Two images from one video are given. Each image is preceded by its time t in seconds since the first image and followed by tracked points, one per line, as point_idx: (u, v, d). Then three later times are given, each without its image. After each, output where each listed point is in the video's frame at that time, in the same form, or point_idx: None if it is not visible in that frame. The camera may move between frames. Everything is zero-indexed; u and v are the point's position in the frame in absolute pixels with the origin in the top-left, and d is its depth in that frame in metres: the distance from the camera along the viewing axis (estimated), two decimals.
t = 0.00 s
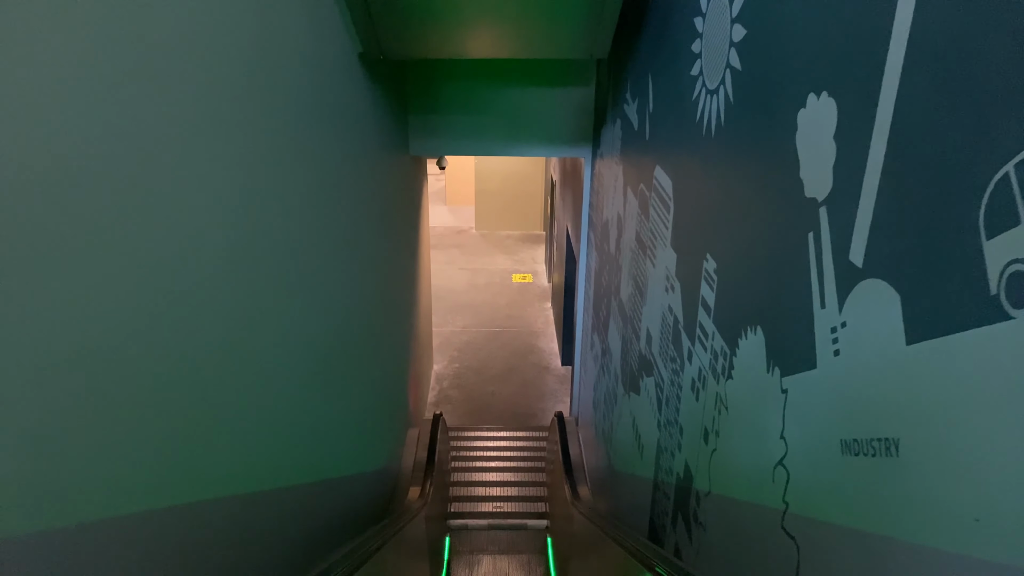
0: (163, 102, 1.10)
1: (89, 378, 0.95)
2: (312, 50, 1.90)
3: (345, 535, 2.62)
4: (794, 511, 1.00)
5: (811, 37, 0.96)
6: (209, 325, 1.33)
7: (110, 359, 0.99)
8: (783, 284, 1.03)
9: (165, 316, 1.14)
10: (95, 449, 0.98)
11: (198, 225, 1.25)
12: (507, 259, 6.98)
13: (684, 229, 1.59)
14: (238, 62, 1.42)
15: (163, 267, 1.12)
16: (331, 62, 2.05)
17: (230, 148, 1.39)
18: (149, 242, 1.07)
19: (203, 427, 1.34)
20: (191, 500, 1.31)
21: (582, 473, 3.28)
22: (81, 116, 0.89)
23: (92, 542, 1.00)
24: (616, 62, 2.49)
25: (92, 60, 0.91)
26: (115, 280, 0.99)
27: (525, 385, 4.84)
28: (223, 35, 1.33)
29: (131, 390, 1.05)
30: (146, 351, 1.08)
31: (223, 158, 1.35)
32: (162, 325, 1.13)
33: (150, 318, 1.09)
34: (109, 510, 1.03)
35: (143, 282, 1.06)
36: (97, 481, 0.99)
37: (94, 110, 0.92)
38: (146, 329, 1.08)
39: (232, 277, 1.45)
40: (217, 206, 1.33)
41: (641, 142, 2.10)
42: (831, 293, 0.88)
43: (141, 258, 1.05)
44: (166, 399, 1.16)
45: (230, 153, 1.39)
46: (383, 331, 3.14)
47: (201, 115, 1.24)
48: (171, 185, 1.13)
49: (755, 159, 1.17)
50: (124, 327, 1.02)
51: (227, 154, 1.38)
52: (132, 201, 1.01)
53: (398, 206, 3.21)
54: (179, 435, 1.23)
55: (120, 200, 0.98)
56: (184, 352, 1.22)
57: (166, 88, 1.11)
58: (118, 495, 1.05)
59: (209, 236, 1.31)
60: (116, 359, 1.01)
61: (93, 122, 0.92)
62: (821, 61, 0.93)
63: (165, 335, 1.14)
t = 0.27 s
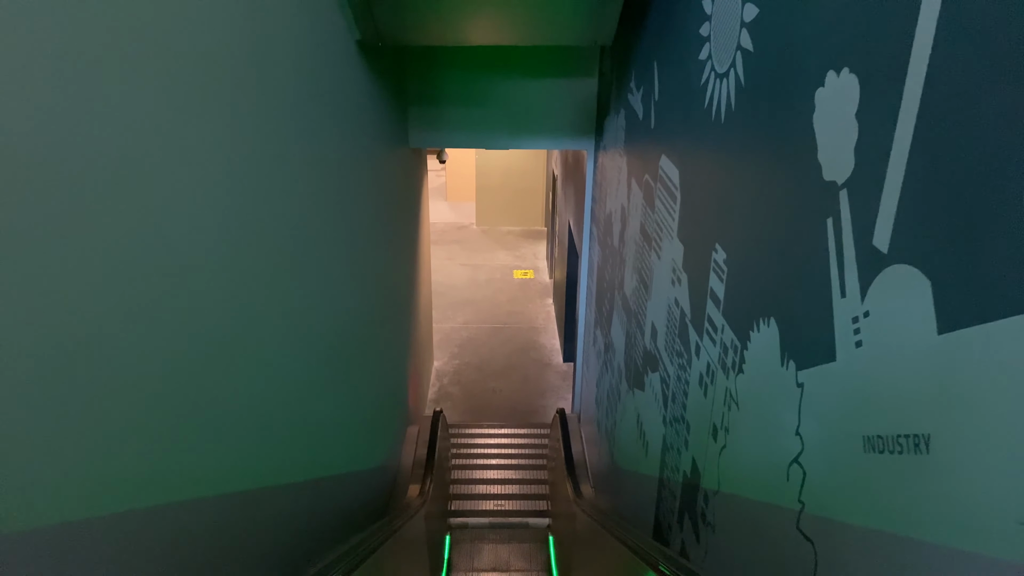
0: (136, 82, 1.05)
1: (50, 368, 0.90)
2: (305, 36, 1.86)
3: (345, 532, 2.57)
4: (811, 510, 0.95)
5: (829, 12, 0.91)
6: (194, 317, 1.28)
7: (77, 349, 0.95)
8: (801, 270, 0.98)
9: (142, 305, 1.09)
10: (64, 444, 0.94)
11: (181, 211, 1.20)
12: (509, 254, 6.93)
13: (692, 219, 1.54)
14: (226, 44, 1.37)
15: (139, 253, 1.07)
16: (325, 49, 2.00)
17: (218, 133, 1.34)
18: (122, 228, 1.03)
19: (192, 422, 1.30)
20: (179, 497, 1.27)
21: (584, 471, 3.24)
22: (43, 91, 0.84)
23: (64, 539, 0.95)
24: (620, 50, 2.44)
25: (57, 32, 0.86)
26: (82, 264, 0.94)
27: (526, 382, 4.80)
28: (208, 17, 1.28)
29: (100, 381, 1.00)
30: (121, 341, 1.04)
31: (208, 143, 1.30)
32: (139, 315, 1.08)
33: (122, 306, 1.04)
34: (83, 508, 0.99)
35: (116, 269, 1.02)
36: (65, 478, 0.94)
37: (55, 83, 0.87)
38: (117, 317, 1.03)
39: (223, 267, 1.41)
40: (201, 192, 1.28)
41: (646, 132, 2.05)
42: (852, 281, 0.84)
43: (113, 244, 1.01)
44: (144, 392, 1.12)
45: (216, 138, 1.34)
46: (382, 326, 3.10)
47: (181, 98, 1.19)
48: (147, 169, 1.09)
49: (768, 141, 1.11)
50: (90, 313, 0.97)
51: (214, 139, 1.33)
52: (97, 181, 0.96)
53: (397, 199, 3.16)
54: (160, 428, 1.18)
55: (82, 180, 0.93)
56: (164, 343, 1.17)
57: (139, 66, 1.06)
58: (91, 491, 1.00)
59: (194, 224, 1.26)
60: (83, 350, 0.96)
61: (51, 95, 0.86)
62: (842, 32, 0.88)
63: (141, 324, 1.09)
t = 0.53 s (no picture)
0: (134, 68, 1.01)
1: (43, 366, 0.85)
2: (302, 24, 1.81)
3: (344, 533, 2.53)
4: (830, 514, 0.90)
5: None
6: (194, 312, 1.24)
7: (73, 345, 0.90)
8: (819, 261, 0.93)
9: (138, 301, 1.05)
10: (59, 446, 0.89)
11: (178, 203, 1.16)
12: (509, 252, 6.89)
13: (700, 211, 1.50)
14: (224, 32, 1.32)
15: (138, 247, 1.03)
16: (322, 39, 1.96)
17: (216, 123, 1.30)
18: (119, 220, 0.98)
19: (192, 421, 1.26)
20: (179, 499, 1.22)
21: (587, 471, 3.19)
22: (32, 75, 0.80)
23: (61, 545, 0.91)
24: (624, 40, 2.39)
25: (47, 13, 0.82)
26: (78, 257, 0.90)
27: (527, 381, 4.75)
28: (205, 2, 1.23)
29: (97, 380, 0.96)
30: (116, 338, 0.99)
31: (206, 134, 1.26)
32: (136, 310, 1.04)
33: (120, 302, 1.00)
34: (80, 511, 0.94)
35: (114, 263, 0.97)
36: (61, 481, 0.90)
37: (46, 67, 0.82)
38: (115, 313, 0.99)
39: (223, 262, 1.37)
40: (200, 184, 1.24)
41: (651, 124, 2.00)
42: (875, 271, 0.79)
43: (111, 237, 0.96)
44: (143, 391, 1.08)
45: (215, 129, 1.29)
46: (381, 322, 3.05)
47: (178, 86, 1.14)
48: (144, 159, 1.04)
49: (781, 129, 1.07)
50: (86, 309, 0.92)
51: (212, 129, 1.28)
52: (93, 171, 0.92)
53: (397, 195, 3.12)
54: (160, 428, 1.14)
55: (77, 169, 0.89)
56: (163, 341, 1.13)
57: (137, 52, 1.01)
58: (89, 495, 0.96)
59: (193, 217, 1.22)
60: (79, 347, 0.92)
61: (43, 79, 0.82)
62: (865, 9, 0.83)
63: (140, 321, 1.05)
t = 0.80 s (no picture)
0: (123, 50, 0.96)
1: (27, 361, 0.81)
2: (298, 12, 1.76)
3: (344, 534, 2.49)
4: (854, 517, 0.85)
5: None
6: (188, 307, 1.19)
7: (58, 339, 0.86)
8: (840, 250, 0.88)
9: (129, 293, 1.00)
10: (44, 445, 0.85)
11: (171, 194, 1.11)
12: (510, 250, 6.84)
13: (708, 202, 1.44)
14: (218, 15, 1.27)
15: (127, 237, 0.98)
16: (317, 26, 1.91)
17: (211, 110, 1.25)
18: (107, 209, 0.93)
19: (188, 420, 1.21)
20: (173, 500, 1.18)
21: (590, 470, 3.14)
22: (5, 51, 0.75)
23: (51, 550, 0.87)
24: (628, 31, 2.34)
25: None
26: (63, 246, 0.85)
27: (528, 379, 4.70)
28: None
29: (85, 375, 0.91)
30: (104, 333, 0.95)
31: (201, 121, 1.21)
32: (127, 303, 0.99)
33: (108, 295, 0.95)
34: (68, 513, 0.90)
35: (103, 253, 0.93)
36: (48, 482, 0.86)
37: (24, 45, 0.78)
38: (104, 306, 0.94)
39: (219, 255, 1.32)
40: (194, 173, 1.20)
41: (657, 115, 1.95)
42: (904, 260, 0.74)
43: (99, 227, 0.91)
44: (135, 388, 1.03)
45: (209, 116, 1.25)
46: (380, 319, 3.01)
47: (170, 70, 1.10)
48: (134, 146, 0.99)
49: (796, 114, 1.02)
50: (72, 302, 0.88)
51: (207, 117, 1.24)
52: (76, 156, 0.87)
53: (396, 190, 3.07)
54: (154, 427, 1.09)
55: (60, 153, 0.84)
56: (156, 335, 1.08)
57: (127, 33, 0.97)
58: (79, 496, 0.92)
59: (187, 207, 1.17)
60: (65, 341, 0.87)
61: (23, 57, 0.77)
62: None
63: (131, 314, 1.01)
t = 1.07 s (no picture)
0: (110, 28, 0.91)
1: (4, 356, 0.76)
2: None
3: (344, 535, 2.43)
4: (880, 523, 0.80)
5: None
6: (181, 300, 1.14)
7: (39, 332, 0.81)
8: (863, 238, 0.83)
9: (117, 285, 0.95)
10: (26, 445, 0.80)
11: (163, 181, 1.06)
12: (511, 248, 6.78)
13: (719, 192, 1.39)
14: None
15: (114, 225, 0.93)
16: (314, 13, 1.87)
17: (203, 96, 1.20)
18: (92, 196, 0.89)
19: (182, 418, 1.16)
20: (167, 502, 1.13)
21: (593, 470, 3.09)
22: None
23: (35, 556, 0.82)
24: (633, 20, 2.29)
25: None
26: (43, 234, 0.80)
27: (530, 378, 4.65)
28: None
29: (69, 372, 0.86)
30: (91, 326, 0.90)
31: (193, 106, 1.17)
32: (114, 296, 0.94)
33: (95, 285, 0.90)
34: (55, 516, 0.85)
35: (87, 242, 0.88)
36: (31, 484, 0.81)
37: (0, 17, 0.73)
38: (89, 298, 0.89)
39: (214, 247, 1.27)
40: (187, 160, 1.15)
41: (663, 105, 1.89)
42: (939, 244, 0.68)
43: (82, 215, 0.86)
44: (123, 384, 0.98)
45: (202, 102, 1.20)
46: (380, 316, 2.96)
47: (160, 51, 1.05)
48: (120, 129, 0.94)
49: (815, 95, 0.97)
50: (54, 293, 0.82)
51: (201, 103, 1.19)
52: (57, 138, 0.82)
53: (396, 185, 3.02)
54: (146, 425, 1.04)
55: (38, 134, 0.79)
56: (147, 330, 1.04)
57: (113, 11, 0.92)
58: (66, 498, 0.87)
59: (179, 196, 1.12)
60: (46, 334, 0.82)
61: None
62: None
63: (119, 307, 0.96)
